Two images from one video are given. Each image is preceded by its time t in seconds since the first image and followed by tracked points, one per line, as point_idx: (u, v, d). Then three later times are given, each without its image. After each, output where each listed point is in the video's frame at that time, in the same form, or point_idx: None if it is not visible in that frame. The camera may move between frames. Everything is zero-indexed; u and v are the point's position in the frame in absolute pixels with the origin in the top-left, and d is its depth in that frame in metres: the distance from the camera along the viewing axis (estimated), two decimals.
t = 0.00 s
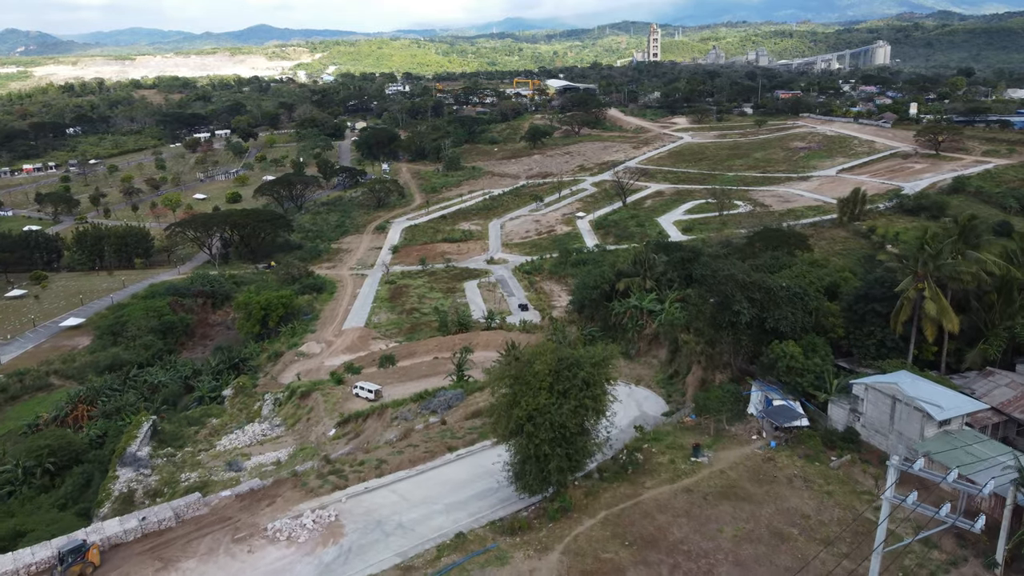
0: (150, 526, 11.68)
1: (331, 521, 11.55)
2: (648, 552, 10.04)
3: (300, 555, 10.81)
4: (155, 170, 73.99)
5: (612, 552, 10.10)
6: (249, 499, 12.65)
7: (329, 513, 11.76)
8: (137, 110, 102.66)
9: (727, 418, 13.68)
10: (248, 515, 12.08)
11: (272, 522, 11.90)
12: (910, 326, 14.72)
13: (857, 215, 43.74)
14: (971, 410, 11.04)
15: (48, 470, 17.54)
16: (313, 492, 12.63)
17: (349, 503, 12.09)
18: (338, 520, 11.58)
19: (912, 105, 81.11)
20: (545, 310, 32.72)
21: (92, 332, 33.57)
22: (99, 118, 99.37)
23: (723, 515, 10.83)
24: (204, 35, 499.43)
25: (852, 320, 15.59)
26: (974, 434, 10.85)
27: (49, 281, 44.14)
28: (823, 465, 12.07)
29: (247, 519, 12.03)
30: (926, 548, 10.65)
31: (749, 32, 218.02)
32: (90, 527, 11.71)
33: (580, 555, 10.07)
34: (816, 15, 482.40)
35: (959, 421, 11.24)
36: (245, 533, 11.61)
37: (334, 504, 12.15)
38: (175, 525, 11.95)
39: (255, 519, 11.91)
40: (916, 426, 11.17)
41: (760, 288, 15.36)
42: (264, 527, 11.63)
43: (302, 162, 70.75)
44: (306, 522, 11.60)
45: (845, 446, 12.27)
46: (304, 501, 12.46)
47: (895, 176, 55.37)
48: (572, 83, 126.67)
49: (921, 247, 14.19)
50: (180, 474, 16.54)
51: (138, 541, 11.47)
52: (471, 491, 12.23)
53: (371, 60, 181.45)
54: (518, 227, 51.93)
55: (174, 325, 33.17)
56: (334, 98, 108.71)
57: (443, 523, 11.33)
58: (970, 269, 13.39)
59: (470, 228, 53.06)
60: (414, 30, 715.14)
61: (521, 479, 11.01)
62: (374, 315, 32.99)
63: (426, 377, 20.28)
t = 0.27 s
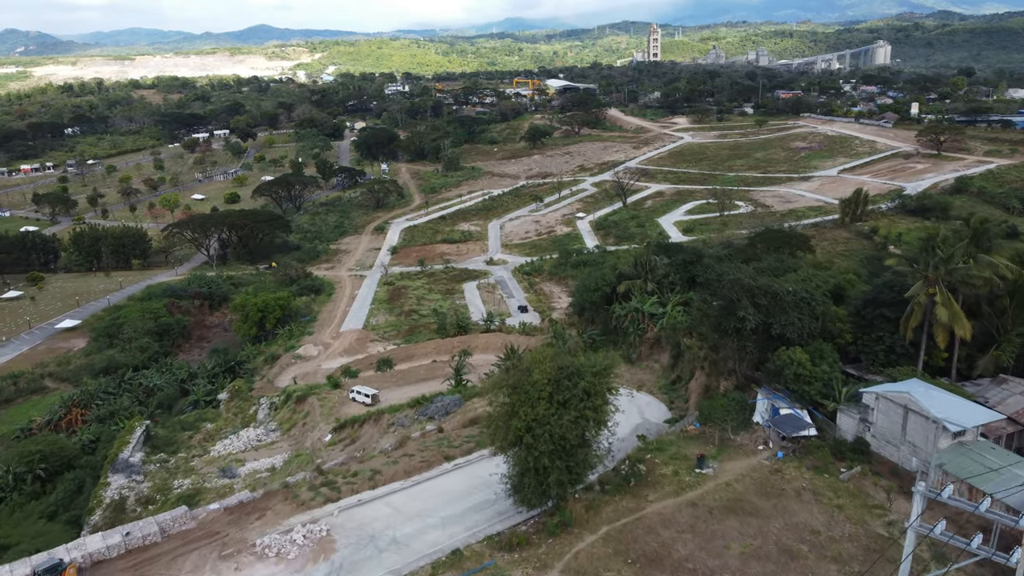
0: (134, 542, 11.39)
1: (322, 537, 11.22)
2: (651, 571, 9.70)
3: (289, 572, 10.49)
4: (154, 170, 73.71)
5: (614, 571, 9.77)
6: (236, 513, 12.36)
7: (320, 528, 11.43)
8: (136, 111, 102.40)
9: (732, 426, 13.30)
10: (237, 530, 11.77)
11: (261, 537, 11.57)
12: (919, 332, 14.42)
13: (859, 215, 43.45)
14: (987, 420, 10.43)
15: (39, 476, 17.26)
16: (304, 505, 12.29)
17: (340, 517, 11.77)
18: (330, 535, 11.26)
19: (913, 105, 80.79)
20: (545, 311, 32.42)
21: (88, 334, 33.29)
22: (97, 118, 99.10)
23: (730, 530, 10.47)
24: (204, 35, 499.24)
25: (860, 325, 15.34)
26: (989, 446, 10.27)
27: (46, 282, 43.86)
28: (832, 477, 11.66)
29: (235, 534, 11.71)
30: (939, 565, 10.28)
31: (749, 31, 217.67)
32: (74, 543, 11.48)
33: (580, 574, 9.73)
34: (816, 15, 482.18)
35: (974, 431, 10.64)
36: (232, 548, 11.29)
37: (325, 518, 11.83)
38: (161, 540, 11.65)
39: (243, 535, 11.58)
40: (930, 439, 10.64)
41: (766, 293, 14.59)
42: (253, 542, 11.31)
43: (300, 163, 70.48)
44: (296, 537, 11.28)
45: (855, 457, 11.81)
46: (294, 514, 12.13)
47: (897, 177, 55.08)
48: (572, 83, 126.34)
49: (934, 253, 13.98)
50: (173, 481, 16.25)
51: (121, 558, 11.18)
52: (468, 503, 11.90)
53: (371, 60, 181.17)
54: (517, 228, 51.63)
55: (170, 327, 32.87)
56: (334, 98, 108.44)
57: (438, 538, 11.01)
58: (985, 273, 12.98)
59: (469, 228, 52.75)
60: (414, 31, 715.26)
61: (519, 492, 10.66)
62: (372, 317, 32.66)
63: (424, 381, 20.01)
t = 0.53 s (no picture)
0: (117, 558, 11.09)
1: (313, 552, 10.83)
2: None
3: None
4: (152, 170, 73.40)
5: None
6: (223, 527, 12.02)
7: (310, 543, 11.04)
8: (135, 111, 102.14)
9: (738, 435, 12.87)
10: (225, 546, 11.41)
11: (249, 553, 11.21)
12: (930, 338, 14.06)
13: (861, 216, 43.12)
14: (1004, 431, 10.19)
15: (30, 482, 16.94)
16: (295, 518, 11.92)
17: (332, 531, 11.39)
18: (321, 550, 10.88)
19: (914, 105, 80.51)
20: (545, 313, 32.12)
21: (84, 336, 32.99)
22: (96, 118, 98.81)
23: (737, 547, 10.06)
24: (204, 35, 499.40)
25: (868, 331, 15.02)
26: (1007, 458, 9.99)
27: (42, 283, 43.53)
28: (843, 490, 11.23)
29: (223, 549, 11.37)
30: None
31: (749, 31, 217.27)
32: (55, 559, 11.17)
33: None
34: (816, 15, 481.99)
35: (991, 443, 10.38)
36: (220, 565, 10.94)
37: (316, 532, 11.45)
38: (146, 556, 11.35)
39: (231, 550, 11.23)
40: (944, 449, 10.36)
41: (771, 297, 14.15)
42: (241, 558, 10.95)
43: (299, 163, 70.18)
44: (286, 553, 10.90)
45: (866, 468, 11.42)
46: (285, 528, 11.77)
47: (899, 177, 54.80)
48: (572, 83, 126.03)
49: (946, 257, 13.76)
50: (165, 487, 15.93)
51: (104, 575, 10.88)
52: (465, 517, 11.53)
53: (371, 60, 180.93)
54: (517, 228, 51.33)
55: (167, 329, 32.54)
56: (333, 98, 108.15)
57: (433, 553, 10.65)
58: (996, 279, 12.86)
59: (469, 229, 52.44)
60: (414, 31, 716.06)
61: (518, 506, 10.34)
62: (370, 319, 32.34)
63: (422, 385, 19.70)
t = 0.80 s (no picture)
0: None
1: (303, 568, 10.46)
2: None
3: None
4: (151, 170, 73.12)
5: None
6: (212, 542, 11.71)
7: (300, 559, 10.68)
8: (133, 111, 101.79)
9: (744, 445, 12.52)
10: (211, 562, 11.09)
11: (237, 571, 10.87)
12: (942, 345, 13.75)
13: (864, 216, 42.82)
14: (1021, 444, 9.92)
15: (21, 489, 16.58)
16: (286, 533, 11.56)
17: (324, 547, 11.01)
18: (312, 566, 10.51)
19: (915, 105, 80.22)
20: (545, 315, 31.83)
21: (79, 338, 32.70)
22: (95, 118, 98.52)
23: (744, 565, 9.71)
24: (203, 36, 498.80)
25: (878, 337, 14.71)
26: None
27: (39, 285, 43.25)
28: (853, 504, 10.88)
29: (210, 566, 11.04)
30: None
31: (749, 31, 216.84)
32: None
33: None
34: (816, 15, 481.68)
35: (1008, 456, 10.10)
36: None
37: (307, 547, 11.07)
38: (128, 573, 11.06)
39: (219, 567, 10.89)
40: (961, 462, 10.07)
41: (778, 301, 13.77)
42: None
43: (298, 163, 69.90)
44: (275, 570, 10.52)
45: (877, 481, 11.09)
46: (275, 543, 11.40)
47: (901, 177, 54.51)
48: (572, 83, 125.70)
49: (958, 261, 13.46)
50: (158, 495, 15.64)
51: None
52: (461, 531, 11.19)
53: (370, 60, 180.58)
54: (517, 229, 51.03)
55: (163, 331, 32.20)
56: (332, 98, 107.85)
57: (429, 570, 10.28)
58: (1013, 284, 12.53)
59: (469, 230, 52.13)
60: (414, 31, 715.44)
61: (517, 521, 10.01)
62: (369, 321, 32.04)
63: (419, 389, 19.40)
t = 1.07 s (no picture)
0: None
1: None
2: None
3: None
4: (149, 171, 72.83)
5: None
6: (197, 560, 11.38)
7: None
8: (132, 111, 101.52)
9: (750, 457, 12.16)
10: None
11: None
12: (954, 352, 13.47)
13: (866, 217, 42.54)
14: None
15: (12, 495, 16.26)
16: (276, 548, 11.22)
17: (315, 564, 10.66)
18: None
19: (917, 105, 79.91)
20: (545, 317, 31.55)
21: (75, 340, 32.42)
22: (93, 118, 98.28)
23: None
24: (203, 36, 498.69)
25: (887, 344, 14.40)
26: None
27: (36, 286, 42.97)
28: (865, 519, 10.54)
29: None
30: None
31: (749, 31, 216.46)
32: None
33: None
34: (816, 15, 481.50)
35: None
36: None
37: (298, 565, 10.72)
38: None
39: None
40: (979, 477, 9.78)
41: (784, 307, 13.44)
42: None
43: (297, 163, 69.65)
44: None
45: (890, 495, 10.77)
46: (265, 559, 11.06)
47: (903, 177, 54.22)
48: (573, 83, 125.31)
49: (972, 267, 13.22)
50: (150, 502, 15.33)
51: None
52: (457, 546, 10.84)
53: (371, 60, 180.22)
54: (517, 229, 50.75)
55: (160, 333, 31.92)
56: (332, 98, 107.57)
57: None
58: None
59: (468, 230, 51.87)
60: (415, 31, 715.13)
61: (515, 538, 9.69)
62: (367, 323, 31.73)
63: (417, 394, 19.12)
